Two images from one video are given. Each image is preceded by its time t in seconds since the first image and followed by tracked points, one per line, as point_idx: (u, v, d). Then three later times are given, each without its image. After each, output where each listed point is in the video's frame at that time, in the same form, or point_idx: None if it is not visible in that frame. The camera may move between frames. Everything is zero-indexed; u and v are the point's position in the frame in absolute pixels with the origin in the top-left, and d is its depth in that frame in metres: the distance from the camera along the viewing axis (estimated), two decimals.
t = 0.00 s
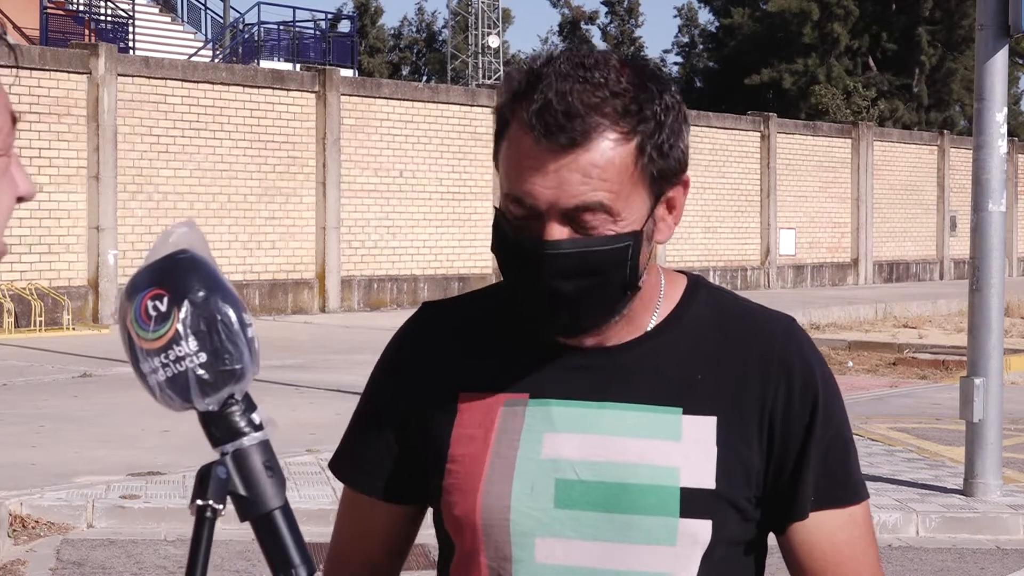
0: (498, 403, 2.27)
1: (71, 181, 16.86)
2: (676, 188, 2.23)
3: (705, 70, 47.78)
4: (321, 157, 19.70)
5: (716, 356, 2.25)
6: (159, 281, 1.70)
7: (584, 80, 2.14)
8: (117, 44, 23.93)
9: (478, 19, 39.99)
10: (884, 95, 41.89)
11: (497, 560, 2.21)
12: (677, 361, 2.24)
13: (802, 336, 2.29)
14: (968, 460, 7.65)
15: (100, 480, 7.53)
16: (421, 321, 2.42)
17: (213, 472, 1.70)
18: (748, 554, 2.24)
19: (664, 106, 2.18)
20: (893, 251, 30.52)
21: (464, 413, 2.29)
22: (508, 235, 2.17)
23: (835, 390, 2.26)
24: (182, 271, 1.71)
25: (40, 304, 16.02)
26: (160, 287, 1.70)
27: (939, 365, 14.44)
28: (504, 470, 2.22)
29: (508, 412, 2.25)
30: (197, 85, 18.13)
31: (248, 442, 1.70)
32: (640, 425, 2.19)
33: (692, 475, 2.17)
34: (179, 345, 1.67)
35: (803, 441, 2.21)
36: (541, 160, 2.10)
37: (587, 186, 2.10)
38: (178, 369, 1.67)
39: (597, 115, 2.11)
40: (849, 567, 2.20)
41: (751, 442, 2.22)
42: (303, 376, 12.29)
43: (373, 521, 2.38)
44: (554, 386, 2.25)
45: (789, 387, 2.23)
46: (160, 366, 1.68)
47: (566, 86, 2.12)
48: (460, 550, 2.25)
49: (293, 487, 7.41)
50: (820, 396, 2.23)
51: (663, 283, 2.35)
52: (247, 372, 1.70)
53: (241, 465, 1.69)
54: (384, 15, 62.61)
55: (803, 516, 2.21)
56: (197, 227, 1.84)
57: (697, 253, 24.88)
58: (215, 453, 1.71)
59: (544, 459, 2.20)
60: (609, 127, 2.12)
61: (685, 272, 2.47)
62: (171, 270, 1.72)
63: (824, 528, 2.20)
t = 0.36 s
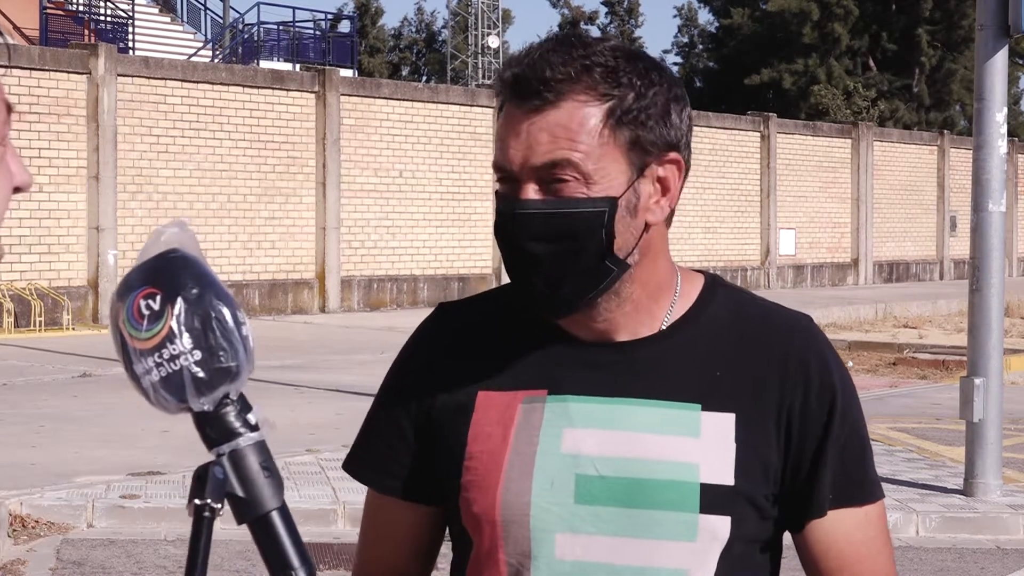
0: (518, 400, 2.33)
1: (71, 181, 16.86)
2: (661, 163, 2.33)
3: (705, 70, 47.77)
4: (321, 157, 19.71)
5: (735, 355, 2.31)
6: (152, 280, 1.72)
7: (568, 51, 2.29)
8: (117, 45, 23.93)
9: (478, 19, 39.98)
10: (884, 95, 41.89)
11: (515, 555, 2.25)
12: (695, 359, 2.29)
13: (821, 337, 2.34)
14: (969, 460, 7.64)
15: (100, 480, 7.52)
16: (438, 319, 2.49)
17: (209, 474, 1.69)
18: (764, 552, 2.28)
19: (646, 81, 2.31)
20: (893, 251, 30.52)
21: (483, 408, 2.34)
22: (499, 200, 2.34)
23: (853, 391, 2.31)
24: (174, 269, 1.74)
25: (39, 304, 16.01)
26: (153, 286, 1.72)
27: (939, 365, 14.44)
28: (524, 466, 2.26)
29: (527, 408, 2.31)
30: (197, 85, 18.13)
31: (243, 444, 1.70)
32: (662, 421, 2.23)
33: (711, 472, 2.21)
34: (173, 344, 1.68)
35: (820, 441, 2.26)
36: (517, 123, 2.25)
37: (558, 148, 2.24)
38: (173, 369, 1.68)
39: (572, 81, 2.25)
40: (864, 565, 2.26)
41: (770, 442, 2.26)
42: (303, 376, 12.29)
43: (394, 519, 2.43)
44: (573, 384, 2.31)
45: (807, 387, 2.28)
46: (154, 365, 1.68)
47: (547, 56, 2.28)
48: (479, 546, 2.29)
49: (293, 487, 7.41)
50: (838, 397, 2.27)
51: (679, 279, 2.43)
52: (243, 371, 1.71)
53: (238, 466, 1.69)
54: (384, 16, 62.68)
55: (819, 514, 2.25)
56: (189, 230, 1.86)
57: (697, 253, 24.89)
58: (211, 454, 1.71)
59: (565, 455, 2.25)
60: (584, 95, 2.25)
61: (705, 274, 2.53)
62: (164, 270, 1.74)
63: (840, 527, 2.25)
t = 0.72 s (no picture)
0: (520, 399, 2.34)
1: (71, 181, 16.85)
2: (650, 156, 2.35)
3: (706, 70, 47.78)
4: (321, 157, 19.71)
5: (739, 356, 2.31)
6: (126, 268, 1.69)
7: (556, 49, 2.32)
8: (117, 44, 23.91)
9: (478, 19, 39.97)
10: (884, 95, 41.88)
11: (516, 555, 2.25)
12: (698, 359, 2.30)
13: (826, 337, 2.35)
14: (969, 460, 7.64)
15: (100, 480, 7.52)
16: (444, 319, 2.50)
17: (196, 460, 1.67)
18: (767, 555, 2.28)
19: (637, 76, 2.34)
20: (894, 251, 30.50)
21: (487, 406, 2.35)
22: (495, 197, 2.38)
23: (859, 392, 2.31)
24: (149, 257, 1.71)
25: (40, 304, 16.00)
26: (128, 275, 1.69)
27: (939, 365, 14.43)
28: (527, 464, 2.27)
29: (529, 408, 2.32)
30: (197, 85, 18.13)
31: (225, 429, 1.68)
32: (665, 423, 2.24)
33: (714, 473, 2.21)
34: (153, 332, 1.66)
35: (825, 439, 2.26)
36: (505, 119, 2.30)
37: (543, 143, 2.28)
38: (153, 357, 1.66)
39: (557, 77, 2.29)
40: (867, 567, 2.26)
41: (774, 442, 2.26)
42: (304, 376, 12.27)
43: (400, 518, 2.45)
44: (575, 384, 2.32)
45: (811, 384, 2.29)
46: (133, 354, 1.66)
47: (534, 54, 2.32)
48: (480, 545, 2.30)
49: (293, 487, 7.41)
50: (843, 397, 2.28)
51: (684, 278, 2.44)
52: (224, 356, 1.70)
53: (223, 453, 1.68)
54: (384, 16, 62.71)
55: (824, 517, 2.25)
56: (158, 215, 1.83)
57: (697, 253, 24.89)
58: (195, 441, 1.69)
59: (567, 455, 2.25)
60: (569, 90, 2.29)
61: (710, 275, 2.54)
62: (136, 258, 1.71)
63: (843, 530, 2.26)
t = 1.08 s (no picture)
0: (523, 397, 2.34)
1: (71, 181, 16.85)
2: (651, 152, 2.34)
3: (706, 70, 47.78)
4: (321, 157, 19.69)
5: (743, 355, 2.31)
6: (118, 272, 1.69)
7: (557, 45, 2.33)
8: (117, 44, 23.91)
9: (478, 19, 39.96)
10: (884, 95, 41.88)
11: (518, 555, 2.26)
12: (702, 357, 2.30)
13: (832, 336, 2.35)
14: (969, 460, 7.64)
15: (99, 480, 7.51)
16: (449, 317, 2.51)
17: (185, 462, 1.68)
18: (774, 556, 2.28)
19: (641, 72, 2.34)
20: (893, 251, 30.51)
21: (490, 403, 2.35)
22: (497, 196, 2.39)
23: (864, 391, 2.31)
24: (140, 263, 1.71)
25: (40, 304, 15.99)
26: (121, 279, 1.69)
27: (939, 365, 14.44)
28: (530, 462, 2.27)
29: (533, 405, 2.32)
30: (197, 85, 18.14)
31: (213, 433, 1.69)
32: (669, 420, 2.24)
33: (716, 472, 2.21)
34: (145, 337, 1.66)
35: (831, 437, 2.26)
36: (506, 116, 2.31)
37: (543, 140, 2.29)
38: (146, 361, 1.66)
39: (558, 74, 2.30)
40: (873, 567, 2.26)
41: (779, 441, 2.26)
42: (304, 376, 12.27)
43: (403, 515, 2.45)
44: (578, 382, 2.32)
45: (817, 382, 2.29)
46: (126, 358, 1.66)
47: (535, 50, 2.33)
48: (481, 543, 2.31)
49: (293, 487, 7.41)
50: (848, 397, 2.27)
51: (689, 278, 2.45)
52: (212, 360, 1.70)
53: (211, 456, 1.68)
54: (384, 15, 62.69)
55: (830, 517, 2.25)
56: (146, 220, 1.84)
57: (697, 253, 24.92)
58: (184, 444, 1.70)
59: (570, 452, 2.25)
60: (569, 87, 2.29)
61: (713, 275, 2.55)
62: (128, 262, 1.71)
63: (849, 529, 2.26)
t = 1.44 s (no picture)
0: (528, 397, 2.43)
1: (71, 181, 16.84)
2: (660, 155, 2.43)
3: (706, 70, 47.78)
4: (321, 157, 19.70)
5: (748, 357, 2.40)
6: (112, 274, 1.84)
7: (566, 44, 2.40)
8: (117, 44, 23.90)
9: (478, 19, 39.93)
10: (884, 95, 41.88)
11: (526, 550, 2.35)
12: (707, 358, 2.39)
13: (837, 337, 2.44)
14: (968, 461, 7.61)
15: (100, 480, 7.51)
16: (453, 317, 2.59)
17: (180, 458, 1.87)
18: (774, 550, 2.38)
19: (648, 76, 2.41)
20: (894, 251, 30.50)
21: (493, 403, 2.44)
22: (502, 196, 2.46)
23: (868, 391, 2.41)
24: (133, 266, 1.86)
25: (40, 304, 15.97)
26: (114, 280, 1.84)
27: (939, 365, 14.44)
28: (534, 461, 2.37)
29: (537, 405, 2.41)
30: (197, 85, 18.15)
31: (205, 431, 1.86)
32: (674, 420, 2.33)
33: (720, 471, 2.30)
34: (139, 336, 1.81)
35: (837, 438, 2.35)
36: (514, 116, 2.37)
37: (551, 142, 2.35)
38: (139, 360, 1.81)
39: (566, 75, 2.36)
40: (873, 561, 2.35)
41: (783, 441, 2.35)
42: (305, 376, 12.27)
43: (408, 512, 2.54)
44: (583, 383, 2.41)
45: (821, 383, 2.38)
46: (120, 357, 1.81)
47: (543, 50, 2.39)
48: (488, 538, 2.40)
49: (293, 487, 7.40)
50: (853, 398, 2.37)
51: (693, 277, 2.54)
52: (203, 360, 1.86)
53: (203, 452, 1.87)
54: (384, 15, 62.70)
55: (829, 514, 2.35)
56: (138, 221, 1.99)
57: (699, 254, 24.93)
58: (177, 443, 1.88)
59: (575, 454, 2.35)
60: (577, 89, 2.36)
61: (718, 274, 2.62)
62: (121, 263, 1.86)
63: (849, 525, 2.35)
